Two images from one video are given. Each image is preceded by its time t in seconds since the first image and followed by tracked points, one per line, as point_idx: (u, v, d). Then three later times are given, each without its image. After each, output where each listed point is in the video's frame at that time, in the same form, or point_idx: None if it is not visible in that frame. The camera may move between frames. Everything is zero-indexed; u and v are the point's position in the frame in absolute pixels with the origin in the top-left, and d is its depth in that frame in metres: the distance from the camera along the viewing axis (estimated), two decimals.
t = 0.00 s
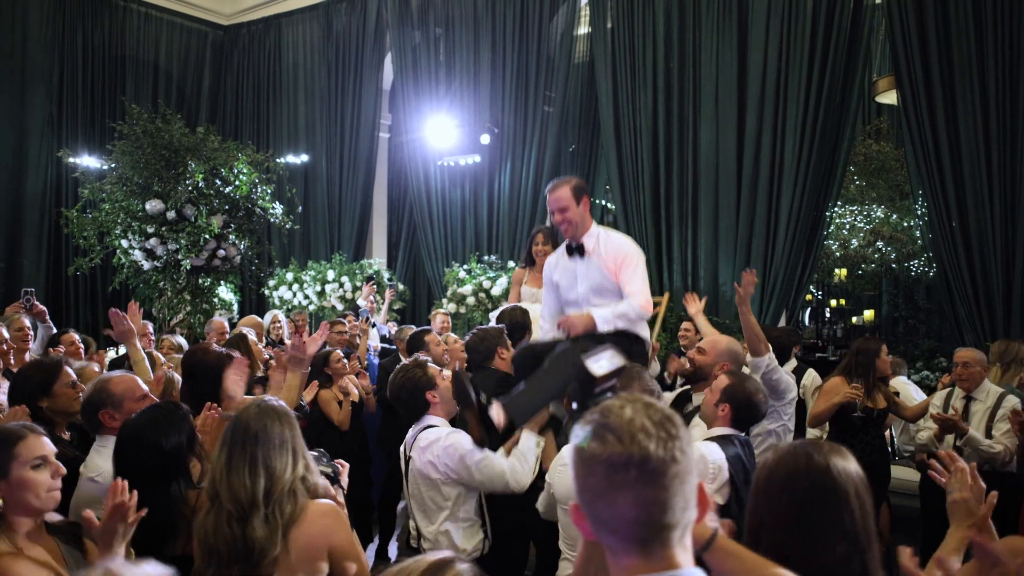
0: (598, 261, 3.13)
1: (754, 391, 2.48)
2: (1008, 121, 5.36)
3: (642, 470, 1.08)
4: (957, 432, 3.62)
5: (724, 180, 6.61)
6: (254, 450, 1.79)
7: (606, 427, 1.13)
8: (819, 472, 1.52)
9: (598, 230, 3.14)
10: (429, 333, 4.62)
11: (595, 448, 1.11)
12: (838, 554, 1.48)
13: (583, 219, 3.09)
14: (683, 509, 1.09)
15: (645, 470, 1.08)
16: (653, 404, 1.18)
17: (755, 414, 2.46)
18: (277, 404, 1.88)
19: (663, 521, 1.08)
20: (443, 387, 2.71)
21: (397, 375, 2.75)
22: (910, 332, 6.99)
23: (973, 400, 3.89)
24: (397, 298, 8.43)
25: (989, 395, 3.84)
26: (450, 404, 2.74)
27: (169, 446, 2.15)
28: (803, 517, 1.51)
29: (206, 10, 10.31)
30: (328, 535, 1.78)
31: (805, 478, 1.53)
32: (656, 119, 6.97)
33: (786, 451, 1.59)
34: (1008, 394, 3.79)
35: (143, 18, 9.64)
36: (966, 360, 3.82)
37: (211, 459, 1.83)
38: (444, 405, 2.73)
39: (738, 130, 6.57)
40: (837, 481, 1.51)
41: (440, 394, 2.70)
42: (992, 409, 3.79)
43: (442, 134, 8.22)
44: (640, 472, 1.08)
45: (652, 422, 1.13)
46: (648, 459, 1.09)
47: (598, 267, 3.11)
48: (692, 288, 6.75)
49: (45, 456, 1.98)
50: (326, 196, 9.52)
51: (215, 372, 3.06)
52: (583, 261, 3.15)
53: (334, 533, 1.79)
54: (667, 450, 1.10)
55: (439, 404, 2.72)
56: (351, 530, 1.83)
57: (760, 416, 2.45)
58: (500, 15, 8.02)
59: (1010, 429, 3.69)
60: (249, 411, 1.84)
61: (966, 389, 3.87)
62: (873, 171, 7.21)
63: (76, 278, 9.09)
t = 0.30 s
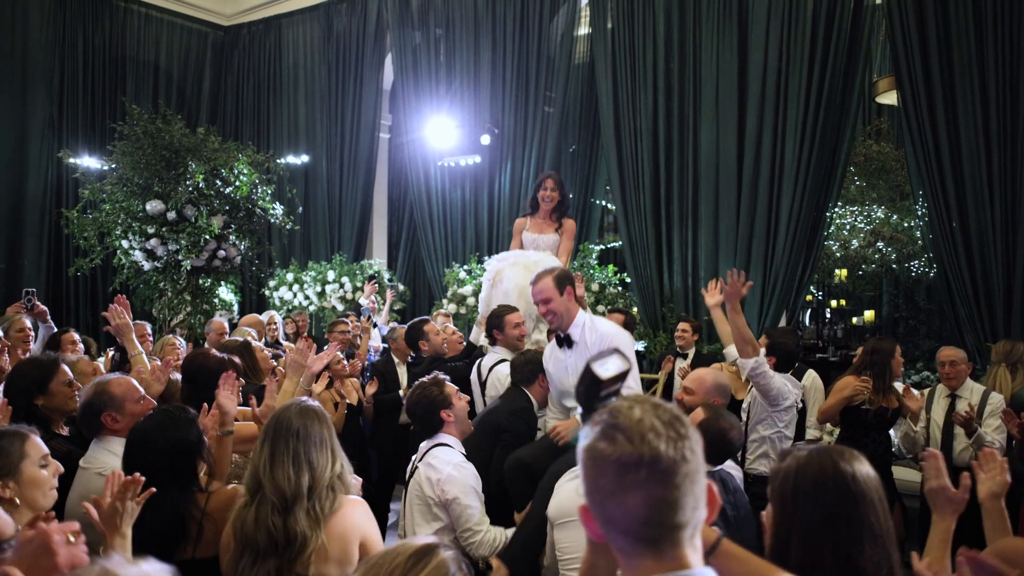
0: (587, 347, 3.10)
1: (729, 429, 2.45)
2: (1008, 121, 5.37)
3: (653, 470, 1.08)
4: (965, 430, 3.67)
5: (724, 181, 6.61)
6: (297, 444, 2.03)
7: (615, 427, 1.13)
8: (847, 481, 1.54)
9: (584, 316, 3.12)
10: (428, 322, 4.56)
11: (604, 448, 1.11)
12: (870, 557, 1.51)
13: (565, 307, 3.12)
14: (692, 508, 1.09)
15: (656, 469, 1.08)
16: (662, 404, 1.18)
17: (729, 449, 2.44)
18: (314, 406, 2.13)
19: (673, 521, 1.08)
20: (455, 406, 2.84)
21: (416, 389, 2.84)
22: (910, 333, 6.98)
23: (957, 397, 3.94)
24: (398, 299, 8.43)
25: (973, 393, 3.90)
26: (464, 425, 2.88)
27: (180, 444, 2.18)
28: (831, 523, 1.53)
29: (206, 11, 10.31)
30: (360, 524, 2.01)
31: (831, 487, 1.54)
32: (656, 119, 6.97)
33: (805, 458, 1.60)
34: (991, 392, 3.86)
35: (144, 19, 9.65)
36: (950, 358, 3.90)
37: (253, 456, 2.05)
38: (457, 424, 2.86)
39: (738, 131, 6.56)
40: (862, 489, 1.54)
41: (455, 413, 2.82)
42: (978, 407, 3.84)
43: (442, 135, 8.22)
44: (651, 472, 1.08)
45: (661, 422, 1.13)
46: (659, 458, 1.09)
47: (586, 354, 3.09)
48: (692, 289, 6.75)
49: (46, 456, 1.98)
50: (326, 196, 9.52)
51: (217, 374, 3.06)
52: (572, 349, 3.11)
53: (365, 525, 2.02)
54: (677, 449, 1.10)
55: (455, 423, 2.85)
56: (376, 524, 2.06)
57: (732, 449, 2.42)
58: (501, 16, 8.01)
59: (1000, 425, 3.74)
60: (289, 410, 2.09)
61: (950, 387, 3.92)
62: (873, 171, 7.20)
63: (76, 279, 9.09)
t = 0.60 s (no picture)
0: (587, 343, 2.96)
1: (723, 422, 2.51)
2: (1009, 122, 5.36)
3: (681, 484, 1.01)
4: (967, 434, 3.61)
5: (725, 181, 6.61)
6: (323, 447, 2.18)
7: (639, 438, 1.06)
8: (806, 471, 1.52)
9: (582, 309, 2.99)
10: (426, 326, 4.55)
11: (628, 461, 1.04)
12: (817, 549, 1.48)
13: (565, 304, 2.99)
14: (721, 525, 1.04)
15: (684, 484, 1.02)
16: (684, 414, 1.12)
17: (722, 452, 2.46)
18: (337, 413, 2.28)
19: (700, 539, 1.02)
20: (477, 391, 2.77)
21: (426, 396, 2.85)
22: (910, 334, 6.94)
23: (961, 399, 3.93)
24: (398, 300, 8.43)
25: (975, 395, 3.89)
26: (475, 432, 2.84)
27: (191, 449, 2.19)
28: (782, 508, 1.52)
29: (207, 11, 10.32)
30: (380, 520, 2.15)
31: (788, 475, 1.53)
32: (656, 120, 6.97)
33: (774, 450, 1.60)
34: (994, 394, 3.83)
35: (144, 19, 9.65)
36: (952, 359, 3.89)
37: (282, 457, 2.19)
38: (467, 433, 2.83)
39: (738, 132, 6.56)
40: (821, 480, 1.51)
41: (463, 421, 2.81)
42: (980, 408, 3.83)
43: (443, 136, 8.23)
44: (680, 486, 1.01)
45: (687, 434, 1.06)
46: (687, 472, 1.02)
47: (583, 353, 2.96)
48: (692, 290, 6.75)
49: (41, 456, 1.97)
50: (326, 197, 9.52)
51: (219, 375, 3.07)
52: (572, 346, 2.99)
53: (384, 522, 2.16)
54: (705, 463, 1.04)
55: (464, 431, 2.82)
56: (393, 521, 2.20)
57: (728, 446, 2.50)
58: (501, 17, 8.02)
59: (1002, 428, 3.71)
60: (314, 417, 2.24)
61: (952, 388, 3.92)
62: (873, 172, 7.21)
63: (76, 280, 9.09)
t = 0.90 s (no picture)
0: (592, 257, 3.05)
1: (745, 403, 2.63)
2: (1009, 123, 5.36)
3: (657, 489, 1.04)
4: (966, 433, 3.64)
5: (725, 182, 6.61)
6: (337, 444, 2.33)
7: (614, 444, 1.08)
8: (809, 471, 1.54)
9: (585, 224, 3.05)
10: (424, 337, 4.55)
11: (603, 467, 1.06)
12: (817, 551, 1.49)
13: (570, 219, 3.03)
14: (694, 530, 1.07)
15: (660, 488, 1.04)
16: (659, 419, 1.14)
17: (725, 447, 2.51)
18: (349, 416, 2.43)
19: (676, 543, 1.05)
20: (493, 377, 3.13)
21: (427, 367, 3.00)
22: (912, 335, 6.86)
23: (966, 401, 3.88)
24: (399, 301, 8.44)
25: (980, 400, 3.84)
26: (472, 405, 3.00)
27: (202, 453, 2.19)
28: (784, 507, 1.53)
29: (207, 13, 10.33)
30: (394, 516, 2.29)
31: (791, 479, 1.54)
32: (656, 121, 6.97)
33: (775, 450, 1.60)
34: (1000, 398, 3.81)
35: (145, 21, 9.66)
36: (960, 361, 3.86)
37: (296, 455, 2.34)
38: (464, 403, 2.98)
39: (739, 133, 6.56)
40: (824, 480, 1.52)
41: (460, 395, 2.96)
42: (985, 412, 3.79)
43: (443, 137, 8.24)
44: (656, 491, 1.04)
45: (662, 438, 1.09)
46: (663, 477, 1.05)
47: (584, 266, 3.07)
48: (693, 291, 6.74)
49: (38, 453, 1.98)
50: (327, 198, 9.53)
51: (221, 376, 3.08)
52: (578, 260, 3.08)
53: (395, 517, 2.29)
54: (682, 468, 1.07)
55: (460, 403, 2.98)
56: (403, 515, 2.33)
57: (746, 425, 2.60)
58: (501, 18, 8.02)
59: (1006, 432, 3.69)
60: (326, 419, 2.38)
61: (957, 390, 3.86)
62: (874, 173, 7.22)
63: (77, 281, 9.09)
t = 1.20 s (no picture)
0: (600, 201, 3.07)
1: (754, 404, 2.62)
2: (1010, 124, 5.37)
3: (582, 486, 1.10)
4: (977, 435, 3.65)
5: (726, 182, 6.62)
6: (341, 440, 2.32)
7: (539, 441, 1.13)
8: (829, 478, 1.53)
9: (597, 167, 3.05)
10: (424, 337, 4.54)
11: (529, 466, 1.11)
12: (848, 552, 1.50)
13: (584, 159, 3.02)
14: (616, 529, 1.13)
15: (584, 486, 1.10)
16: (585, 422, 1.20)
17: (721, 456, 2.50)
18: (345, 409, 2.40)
19: (599, 539, 1.10)
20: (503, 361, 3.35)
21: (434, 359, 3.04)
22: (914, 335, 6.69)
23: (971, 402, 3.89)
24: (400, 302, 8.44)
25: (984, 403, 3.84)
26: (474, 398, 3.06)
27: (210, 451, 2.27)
28: (808, 513, 1.53)
29: (207, 14, 10.32)
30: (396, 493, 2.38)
31: (812, 484, 1.54)
32: (657, 123, 6.98)
33: (792, 456, 1.60)
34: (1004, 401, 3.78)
35: (145, 22, 9.66)
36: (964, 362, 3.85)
37: (302, 449, 2.33)
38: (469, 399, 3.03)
39: (740, 134, 6.56)
40: (843, 487, 1.53)
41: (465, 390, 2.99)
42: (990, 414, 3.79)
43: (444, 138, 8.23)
44: (580, 489, 1.10)
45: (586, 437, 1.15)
46: (588, 476, 1.11)
47: (594, 207, 3.08)
48: (694, 292, 6.74)
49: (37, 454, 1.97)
50: (328, 199, 9.53)
51: (222, 376, 3.06)
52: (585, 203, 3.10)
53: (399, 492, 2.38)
54: (605, 466, 1.13)
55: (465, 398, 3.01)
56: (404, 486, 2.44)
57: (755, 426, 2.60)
58: (502, 20, 8.03)
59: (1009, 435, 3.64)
60: (326, 416, 2.37)
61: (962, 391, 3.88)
62: (874, 175, 7.22)
63: (78, 282, 9.09)
